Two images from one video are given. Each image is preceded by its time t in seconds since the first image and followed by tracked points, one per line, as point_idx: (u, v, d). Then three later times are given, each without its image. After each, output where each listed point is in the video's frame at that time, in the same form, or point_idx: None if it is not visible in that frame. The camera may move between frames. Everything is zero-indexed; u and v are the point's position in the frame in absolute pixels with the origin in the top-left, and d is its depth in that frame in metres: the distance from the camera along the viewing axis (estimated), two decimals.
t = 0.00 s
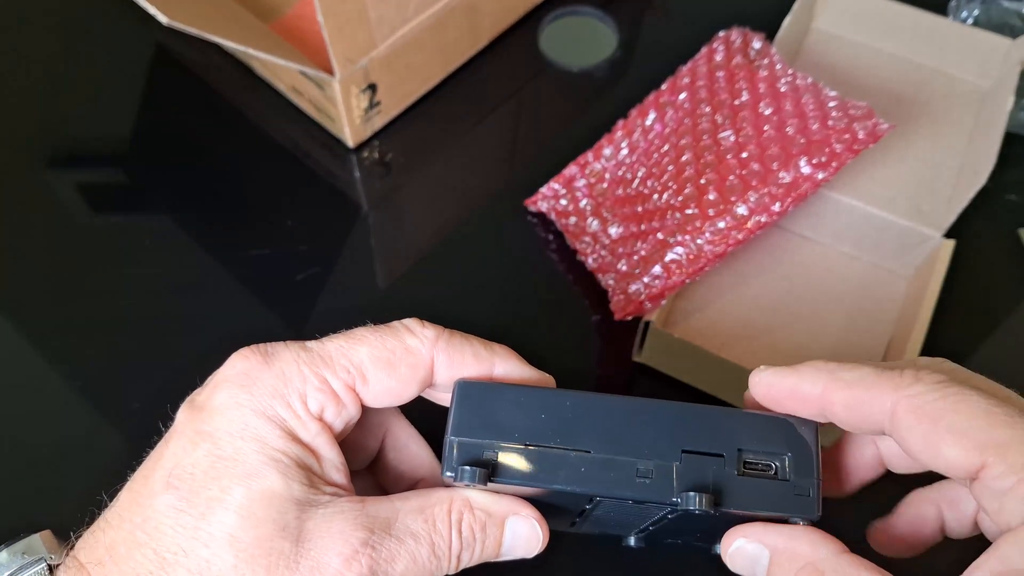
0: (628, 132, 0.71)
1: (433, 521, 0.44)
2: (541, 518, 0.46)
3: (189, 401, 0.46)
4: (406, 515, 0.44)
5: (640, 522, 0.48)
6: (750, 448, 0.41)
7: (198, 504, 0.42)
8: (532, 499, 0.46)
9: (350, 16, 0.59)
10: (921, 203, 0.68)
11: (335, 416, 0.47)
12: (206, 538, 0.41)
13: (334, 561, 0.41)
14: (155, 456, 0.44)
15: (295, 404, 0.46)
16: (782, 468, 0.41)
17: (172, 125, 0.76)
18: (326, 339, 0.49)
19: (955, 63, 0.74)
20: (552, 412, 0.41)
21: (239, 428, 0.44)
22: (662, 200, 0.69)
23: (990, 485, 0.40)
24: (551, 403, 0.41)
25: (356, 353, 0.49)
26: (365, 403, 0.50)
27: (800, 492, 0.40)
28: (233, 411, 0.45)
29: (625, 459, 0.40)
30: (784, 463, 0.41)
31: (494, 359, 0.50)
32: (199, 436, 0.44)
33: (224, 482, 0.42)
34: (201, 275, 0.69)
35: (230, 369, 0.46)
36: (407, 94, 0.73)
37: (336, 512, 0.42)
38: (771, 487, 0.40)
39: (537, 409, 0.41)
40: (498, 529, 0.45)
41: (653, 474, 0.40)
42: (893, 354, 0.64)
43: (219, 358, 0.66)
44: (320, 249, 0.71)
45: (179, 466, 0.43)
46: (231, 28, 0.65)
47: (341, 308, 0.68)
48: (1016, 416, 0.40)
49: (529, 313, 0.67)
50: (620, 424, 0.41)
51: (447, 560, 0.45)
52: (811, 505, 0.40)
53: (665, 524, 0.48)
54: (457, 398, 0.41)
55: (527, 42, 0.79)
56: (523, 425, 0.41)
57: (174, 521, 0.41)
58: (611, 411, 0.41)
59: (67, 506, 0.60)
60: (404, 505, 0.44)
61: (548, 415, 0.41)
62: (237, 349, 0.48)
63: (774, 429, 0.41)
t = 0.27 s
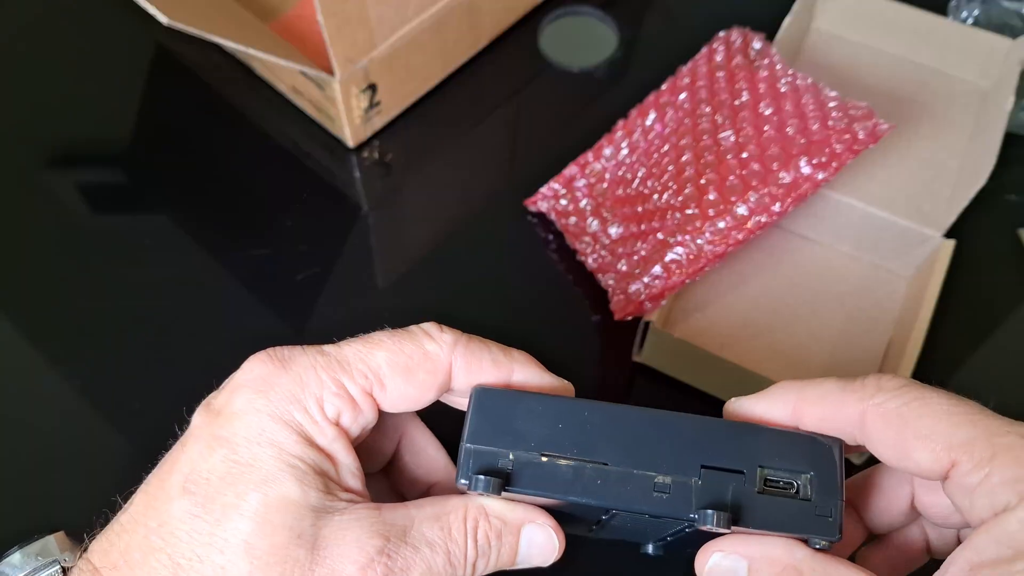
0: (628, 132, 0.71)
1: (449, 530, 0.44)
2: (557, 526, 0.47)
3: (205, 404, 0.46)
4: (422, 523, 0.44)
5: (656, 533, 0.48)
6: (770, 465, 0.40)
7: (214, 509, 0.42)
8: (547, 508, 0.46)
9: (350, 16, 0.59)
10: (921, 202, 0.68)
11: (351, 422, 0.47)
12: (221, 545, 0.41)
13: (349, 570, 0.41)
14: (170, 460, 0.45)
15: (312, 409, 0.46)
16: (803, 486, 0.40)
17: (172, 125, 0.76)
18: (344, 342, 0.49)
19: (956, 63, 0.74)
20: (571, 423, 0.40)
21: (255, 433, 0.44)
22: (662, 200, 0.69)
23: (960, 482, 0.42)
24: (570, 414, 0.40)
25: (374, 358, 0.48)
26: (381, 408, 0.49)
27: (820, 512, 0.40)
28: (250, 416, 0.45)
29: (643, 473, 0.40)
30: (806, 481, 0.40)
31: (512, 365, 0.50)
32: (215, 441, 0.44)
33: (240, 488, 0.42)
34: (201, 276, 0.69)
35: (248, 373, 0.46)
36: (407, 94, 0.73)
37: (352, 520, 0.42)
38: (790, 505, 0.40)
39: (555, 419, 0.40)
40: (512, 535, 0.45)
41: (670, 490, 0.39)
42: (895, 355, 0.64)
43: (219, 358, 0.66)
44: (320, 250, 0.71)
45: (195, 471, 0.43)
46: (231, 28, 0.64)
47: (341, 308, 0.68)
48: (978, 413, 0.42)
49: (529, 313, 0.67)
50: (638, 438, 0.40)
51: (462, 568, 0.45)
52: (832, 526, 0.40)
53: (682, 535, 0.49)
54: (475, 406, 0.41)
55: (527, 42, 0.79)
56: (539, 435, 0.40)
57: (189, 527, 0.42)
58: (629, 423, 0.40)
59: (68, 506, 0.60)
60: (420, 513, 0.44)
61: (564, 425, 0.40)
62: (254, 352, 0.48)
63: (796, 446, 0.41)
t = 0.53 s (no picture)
0: (628, 132, 0.71)
1: (456, 519, 0.44)
2: (562, 515, 0.46)
3: (217, 393, 0.47)
4: (429, 513, 0.44)
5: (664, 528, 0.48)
6: (774, 458, 0.40)
7: (225, 497, 0.42)
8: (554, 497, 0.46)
9: (349, 16, 0.59)
10: (921, 202, 0.68)
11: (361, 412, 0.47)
12: (232, 532, 0.41)
13: (359, 559, 0.41)
14: (181, 448, 0.45)
15: (324, 399, 0.46)
16: (808, 479, 0.40)
17: (172, 125, 0.76)
18: (355, 333, 0.49)
19: (956, 63, 0.74)
20: (575, 414, 0.41)
21: (267, 422, 0.44)
22: (662, 200, 0.69)
23: (971, 485, 0.42)
24: (575, 404, 0.41)
25: (385, 348, 0.48)
26: (392, 398, 0.50)
27: (823, 506, 0.40)
28: (262, 405, 0.45)
29: (646, 464, 0.40)
30: (811, 475, 0.40)
31: (521, 356, 0.50)
32: (226, 430, 0.44)
33: (251, 477, 0.42)
34: (201, 275, 0.69)
35: (260, 363, 0.46)
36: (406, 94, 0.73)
37: (362, 510, 0.42)
38: (794, 499, 0.40)
39: (559, 409, 0.41)
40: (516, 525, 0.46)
41: (672, 481, 0.40)
42: (894, 355, 0.63)
43: (219, 358, 0.66)
44: (320, 249, 0.71)
45: (206, 459, 0.43)
46: (231, 28, 0.64)
47: (341, 308, 0.68)
48: (987, 416, 0.43)
49: (529, 313, 0.67)
50: (641, 429, 0.40)
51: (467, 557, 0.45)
52: (835, 519, 0.40)
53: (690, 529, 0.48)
54: (478, 396, 0.41)
55: (527, 42, 0.79)
56: (542, 425, 0.41)
57: (199, 514, 0.42)
58: (632, 415, 0.41)
59: (67, 505, 0.60)
60: (428, 502, 0.44)
61: (567, 416, 0.41)
62: (266, 343, 0.48)
63: (800, 439, 0.41)
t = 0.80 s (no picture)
0: (628, 132, 0.71)
1: (406, 484, 0.43)
2: (522, 479, 0.44)
3: (149, 366, 0.47)
4: (374, 474, 0.43)
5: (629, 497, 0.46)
6: (736, 405, 0.38)
7: (157, 467, 0.42)
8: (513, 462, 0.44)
9: (350, 16, 0.59)
10: (921, 202, 0.67)
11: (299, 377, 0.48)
12: (165, 501, 0.41)
13: (299, 524, 0.41)
14: (112, 422, 0.45)
15: (260, 366, 0.46)
16: (771, 425, 0.38)
17: (171, 125, 0.76)
18: (293, 302, 0.50)
19: (955, 63, 0.74)
20: (530, 370, 0.40)
21: (199, 390, 0.45)
22: (662, 200, 0.69)
23: None
24: (530, 360, 0.40)
25: (325, 315, 0.50)
26: (333, 367, 0.51)
27: (788, 449, 0.38)
28: (196, 373, 0.45)
29: (603, 416, 0.39)
30: (773, 421, 0.38)
31: (471, 319, 0.51)
32: (158, 400, 0.44)
33: (184, 445, 0.42)
34: (201, 275, 0.69)
35: (193, 332, 0.47)
36: (406, 94, 0.73)
37: (302, 474, 0.42)
38: (757, 445, 0.38)
39: (513, 367, 0.40)
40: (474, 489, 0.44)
41: (633, 432, 0.38)
42: (895, 355, 0.62)
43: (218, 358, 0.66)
44: (320, 249, 0.71)
45: (137, 431, 0.43)
46: (231, 28, 0.64)
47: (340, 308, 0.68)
48: None
49: (528, 313, 0.67)
50: (598, 382, 0.39)
51: (421, 522, 0.44)
52: (800, 463, 0.37)
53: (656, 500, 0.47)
54: (433, 358, 0.40)
55: (527, 42, 0.79)
56: (498, 383, 0.39)
57: (130, 486, 0.42)
58: (586, 369, 0.40)
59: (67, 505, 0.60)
60: (372, 465, 0.44)
61: (524, 372, 0.40)
62: (201, 315, 0.48)
63: (762, 383, 0.39)
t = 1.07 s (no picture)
0: (628, 132, 0.71)
1: (281, 481, 0.44)
2: (403, 474, 0.45)
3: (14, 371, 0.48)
4: (246, 474, 0.44)
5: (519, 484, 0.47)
6: (606, 384, 0.38)
7: (12, 470, 0.44)
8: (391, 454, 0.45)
9: (350, 17, 0.59)
10: (920, 203, 0.67)
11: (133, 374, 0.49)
12: (26, 503, 0.43)
13: (165, 524, 0.42)
14: None
15: (120, 366, 0.48)
16: (640, 403, 0.38)
17: (171, 125, 0.76)
18: (159, 303, 0.52)
19: (955, 63, 0.74)
20: (402, 360, 0.39)
21: (57, 393, 0.46)
22: (662, 200, 0.69)
23: None
24: (401, 350, 0.40)
25: (188, 315, 0.51)
26: (196, 367, 0.52)
27: (655, 424, 0.38)
28: (52, 376, 0.47)
29: (473, 401, 0.38)
30: (641, 398, 0.38)
31: (347, 312, 0.52)
32: (17, 404, 0.46)
33: (41, 447, 0.44)
34: (201, 276, 0.70)
35: (53, 336, 0.49)
36: (406, 94, 0.73)
37: (169, 474, 0.44)
38: (624, 422, 0.38)
39: (386, 357, 0.39)
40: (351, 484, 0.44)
41: (505, 417, 0.38)
42: (893, 356, 0.62)
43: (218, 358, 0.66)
44: (320, 249, 0.71)
45: None
46: (231, 28, 0.64)
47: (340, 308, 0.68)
48: None
49: (528, 313, 0.67)
50: (471, 367, 0.39)
51: (298, 521, 0.45)
52: (670, 438, 0.37)
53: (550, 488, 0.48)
54: (304, 353, 0.40)
55: (527, 42, 0.79)
56: (369, 374, 0.39)
57: None
58: (459, 357, 0.39)
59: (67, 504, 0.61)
60: (243, 464, 0.45)
61: (395, 362, 0.39)
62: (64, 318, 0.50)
63: (626, 361, 0.38)
